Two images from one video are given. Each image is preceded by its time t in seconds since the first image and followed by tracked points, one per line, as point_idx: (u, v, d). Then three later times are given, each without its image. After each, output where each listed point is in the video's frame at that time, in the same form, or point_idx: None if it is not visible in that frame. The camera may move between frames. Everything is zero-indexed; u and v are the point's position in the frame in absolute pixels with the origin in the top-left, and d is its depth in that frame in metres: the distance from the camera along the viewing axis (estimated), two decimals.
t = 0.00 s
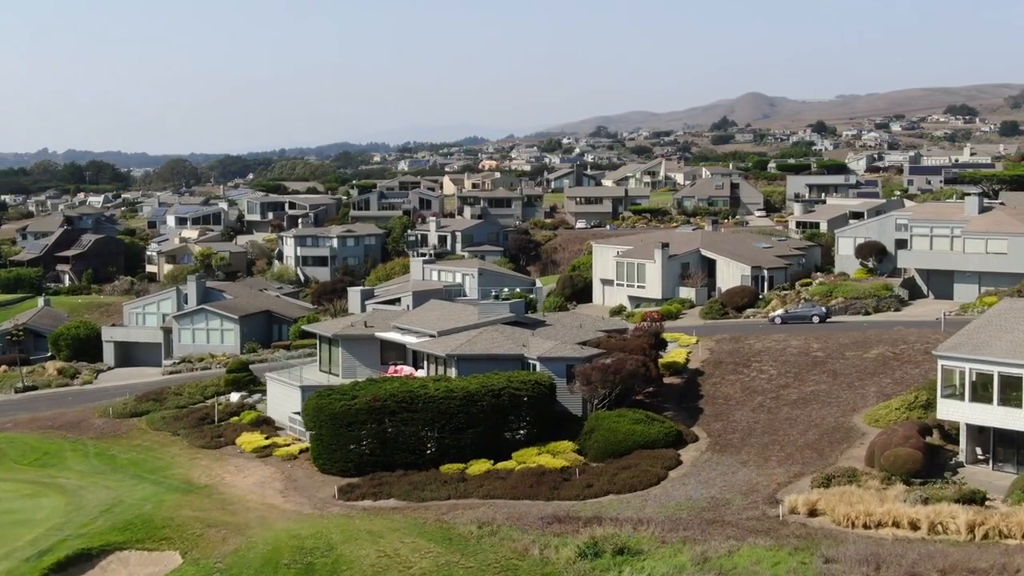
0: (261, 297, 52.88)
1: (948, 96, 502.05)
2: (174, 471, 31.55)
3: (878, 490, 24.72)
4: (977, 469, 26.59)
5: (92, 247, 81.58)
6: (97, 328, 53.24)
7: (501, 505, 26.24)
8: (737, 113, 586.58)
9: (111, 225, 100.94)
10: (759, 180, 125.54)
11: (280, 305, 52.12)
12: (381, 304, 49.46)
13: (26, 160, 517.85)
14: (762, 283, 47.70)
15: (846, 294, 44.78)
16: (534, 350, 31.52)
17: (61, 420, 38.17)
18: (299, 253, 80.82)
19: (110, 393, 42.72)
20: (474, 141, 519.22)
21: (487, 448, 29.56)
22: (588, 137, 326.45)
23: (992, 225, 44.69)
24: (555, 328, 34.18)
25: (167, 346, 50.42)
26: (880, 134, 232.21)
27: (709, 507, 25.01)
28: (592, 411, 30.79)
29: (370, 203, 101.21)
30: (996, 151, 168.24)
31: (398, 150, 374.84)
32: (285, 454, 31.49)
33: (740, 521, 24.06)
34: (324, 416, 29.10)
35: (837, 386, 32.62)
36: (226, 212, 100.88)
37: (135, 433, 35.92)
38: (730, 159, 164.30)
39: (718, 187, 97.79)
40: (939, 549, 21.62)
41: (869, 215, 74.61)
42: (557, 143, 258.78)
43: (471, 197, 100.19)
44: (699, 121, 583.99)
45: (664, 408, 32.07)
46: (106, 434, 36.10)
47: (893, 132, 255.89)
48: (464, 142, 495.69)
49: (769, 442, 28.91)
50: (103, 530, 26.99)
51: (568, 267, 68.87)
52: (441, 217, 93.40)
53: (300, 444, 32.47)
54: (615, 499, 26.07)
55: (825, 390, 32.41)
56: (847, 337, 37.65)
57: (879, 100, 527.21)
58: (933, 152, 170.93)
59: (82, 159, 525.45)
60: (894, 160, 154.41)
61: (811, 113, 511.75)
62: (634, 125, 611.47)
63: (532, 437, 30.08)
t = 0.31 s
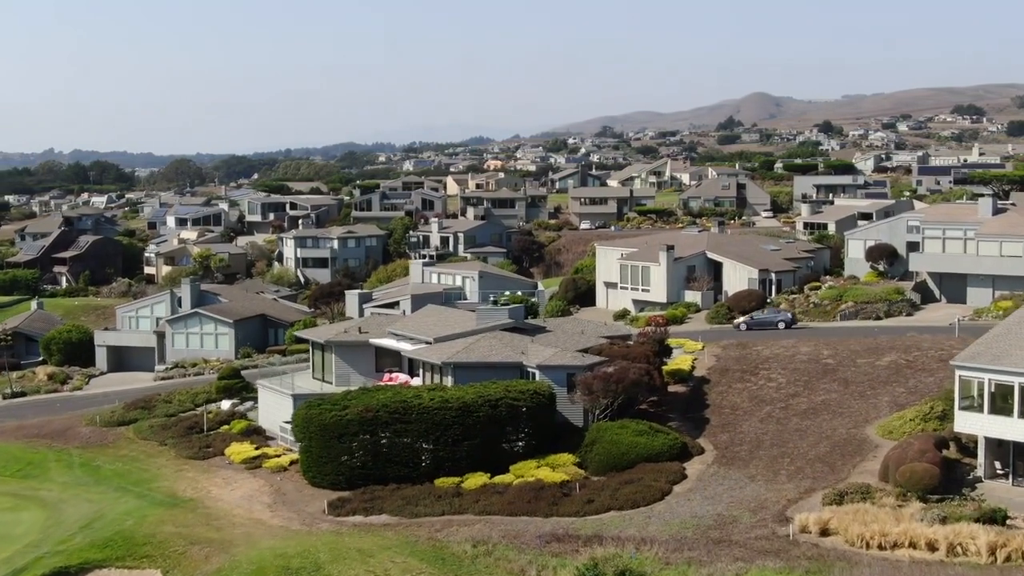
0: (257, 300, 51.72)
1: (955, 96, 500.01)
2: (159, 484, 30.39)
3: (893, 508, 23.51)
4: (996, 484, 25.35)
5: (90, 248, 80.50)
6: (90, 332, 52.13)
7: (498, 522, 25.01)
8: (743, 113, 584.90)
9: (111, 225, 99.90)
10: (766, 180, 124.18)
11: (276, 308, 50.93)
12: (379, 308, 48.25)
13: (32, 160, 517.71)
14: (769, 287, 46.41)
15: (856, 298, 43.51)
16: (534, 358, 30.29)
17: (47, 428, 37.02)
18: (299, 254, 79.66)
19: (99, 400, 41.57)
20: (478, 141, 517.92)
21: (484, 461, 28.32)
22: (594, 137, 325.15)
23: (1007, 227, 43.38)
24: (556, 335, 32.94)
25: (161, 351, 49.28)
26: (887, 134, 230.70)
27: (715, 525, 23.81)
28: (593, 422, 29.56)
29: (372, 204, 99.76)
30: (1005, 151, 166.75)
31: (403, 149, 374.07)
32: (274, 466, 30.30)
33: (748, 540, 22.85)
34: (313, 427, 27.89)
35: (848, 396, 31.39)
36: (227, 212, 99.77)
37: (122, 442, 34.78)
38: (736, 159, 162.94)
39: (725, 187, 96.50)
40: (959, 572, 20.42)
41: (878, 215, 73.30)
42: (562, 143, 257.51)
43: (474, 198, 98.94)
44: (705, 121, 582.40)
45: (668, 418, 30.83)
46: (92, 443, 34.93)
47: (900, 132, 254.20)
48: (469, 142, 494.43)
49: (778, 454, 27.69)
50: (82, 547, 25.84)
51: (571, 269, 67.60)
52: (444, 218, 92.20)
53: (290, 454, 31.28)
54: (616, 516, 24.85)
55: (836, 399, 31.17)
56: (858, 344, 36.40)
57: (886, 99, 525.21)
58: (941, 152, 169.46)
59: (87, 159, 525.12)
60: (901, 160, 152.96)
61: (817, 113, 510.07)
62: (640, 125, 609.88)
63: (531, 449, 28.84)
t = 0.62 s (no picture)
0: (253, 303, 50.71)
1: (961, 96, 498.29)
2: (145, 497, 29.35)
3: (907, 526, 22.42)
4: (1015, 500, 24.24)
5: (88, 250, 79.58)
6: (83, 335, 51.15)
7: (494, 540, 23.93)
8: (748, 113, 583.37)
9: (111, 227, 99.04)
10: (772, 180, 123.05)
11: (272, 311, 49.92)
12: (377, 312, 47.21)
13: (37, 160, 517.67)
14: (777, 291, 45.31)
15: (866, 302, 42.41)
16: (533, 366, 29.22)
17: (34, 436, 36.02)
18: (299, 256, 78.61)
19: (89, 406, 40.56)
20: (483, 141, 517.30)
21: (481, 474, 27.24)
22: (599, 138, 324.02)
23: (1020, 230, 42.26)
24: (557, 341, 31.85)
25: (154, 355, 48.30)
26: (893, 134, 229.52)
27: (722, 544, 22.71)
28: (594, 433, 28.48)
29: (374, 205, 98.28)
30: (1012, 151, 165.48)
31: (407, 150, 373.23)
32: (264, 478, 29.24)
33: (757, 560, 21.76)
34: (304, 438, 26.82)
35: (859, 405, 30.28)
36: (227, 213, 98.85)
37: (110, 452, 33.76)
38: (742, 159, 161.84)
39: (730, 188, 95.37)
40: None
41: (885, 217, 72.18)
42: (568, 143, 256.50)
43: (477, 198, 97.90)
44: (710, 121, 581.05)
45: (673, 428, 29.75)
46: (79, 452, 33.92)
47: (906, 132, 252.87)
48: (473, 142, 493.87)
49: (787, 467, 26.59)
50: (62, 564, 24.81)
51: (574, 271, 66.55)
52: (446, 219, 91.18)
53: (281, 465, 30.22)
54: (618, 533, 23.77)
55: (846, 409, 30.07)
56: (869, 351, 35.30)
57: (892, 100, 523.43)
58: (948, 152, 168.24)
59: (92, 160, 525.10)
60: (908, 160, 151.73)
61: (823, 113, 508.56)
62: (645, 125, 608.79)
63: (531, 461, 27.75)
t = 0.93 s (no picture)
0: (249, 306, 49.66)
1: (967, 96, 496.34)
2: (131, 509, 28.35)
3: (924, 545, 21.33)
4: None
5: (86, 251, 78.65)
6: (76, 339, 50.16)
7: (490, 558, 22.87)
8: (754, 113, 581.71)
9: (110, 227, 98.08)
10: (779, 180, 121.83)
11: (269, 314, 48.86)
12: (375, 315, 46.16)
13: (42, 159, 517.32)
14: (785, 293, 44.20)
15: (876, 306, 41.31)
16: (532, 374, 28.14)
17: (20, 443, 35.02)
18: (299, 257, 77.62)
19: (79, 413, 39.57)
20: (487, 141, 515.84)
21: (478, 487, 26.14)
22: (605, 138, 322.71)
23: None
24: (557, 348, 30.74)
25: (148, 359, 47.28)
26: (900, 134, 228.15)
27: (729, 563, 21.64)
28: (595, 444, 27.40)
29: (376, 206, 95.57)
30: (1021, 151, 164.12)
31: (413, 150, 372.09)
32: (254, 489, 28.22)
33: None
34: (293, 449, 25.77)
35: (871, 415, 29.19)
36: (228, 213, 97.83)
37: (97, 461, 32.78)
38: (748, 159, 160.60)
39: (736, 188, 94.20)
40: None
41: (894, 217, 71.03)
42: (573, 143, 255.30)
43: (480, 198, 96.83)
44: (716, 121, 579.53)
45: (677, 438, 28.67)
46: (65, 461, 32.93)
47: (913, 132, 251.27)
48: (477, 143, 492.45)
49: (797, 481, 25.51)
50: None
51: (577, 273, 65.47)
52: (449, 220, 90.11)
53: (272, 476, 29.18)
54: (619, 551, 22.70)
55: (857, 419, 28.98)
56: (880, 357, 34.19)
57: (898, 100, 521.55)
58: (956, 152, 166.90)
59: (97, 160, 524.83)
60: (916, 161, 150.43)
61: (829, 112, 506.89)
62: (651, 125, 607.38)
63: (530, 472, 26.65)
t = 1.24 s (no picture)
0: (245, 309, 48.49)
1: (975, 96, 494.23)
2: (114, 524, 27.21)
3: (944, 570, 20.11)
4: None
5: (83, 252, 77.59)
6: (68, 343, 49.05)
7: None
8: (761, 113, 579.84)
9: (110, 227, 97.01)
10: (786, 180, 120.50)
11: (265, 318, 47.68)
12: (373, 319, 44.98)
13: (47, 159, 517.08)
14: (794, 297, 42.94)
15: (889, 311, 40.08)
16: (532, 384, 26.93)
17: (5, 453, 33.91)
18: (300, 258, 76.55)
19: (68, 420, 38.46)
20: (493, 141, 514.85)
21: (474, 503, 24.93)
22: (611, 138, 321.32)
23: None
24: (559, 356, 29.53)
25: (141, 364, 46.14)
26: (907, 134, 226.63)
27: None
28: (597, 458, 26.20)
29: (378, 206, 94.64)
30: None
31: (418, 150, 370.60)
32: (242, 504, 27.06)
33: None
34: (280, 464, 24.59)
35: (885, 427, 27.97)
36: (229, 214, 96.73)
37: (82, 472, 31.65)
38: (755, 159, 159.28)
39: (743, 188, 92.90)
40: None
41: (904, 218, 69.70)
42: (579, 143, 254.06)
43: (484, 198, 95.62)
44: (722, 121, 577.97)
45: (683, 450, 27.46)
46: (49, 472, 31.80)
47: (920, 132, 249.65)
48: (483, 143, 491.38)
49: (809, 497, 24.31)
50: None
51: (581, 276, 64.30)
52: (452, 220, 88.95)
53: (261, 489, 28.04)
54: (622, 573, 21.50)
55: (871, 431, 27.77)
56: (894, 365, 32.97)
57: (905, 100, 519.47)
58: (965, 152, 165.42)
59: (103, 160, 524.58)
60: (924, 161, 149.03)
61: (836, 112, 504.93)
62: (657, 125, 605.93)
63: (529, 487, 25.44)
